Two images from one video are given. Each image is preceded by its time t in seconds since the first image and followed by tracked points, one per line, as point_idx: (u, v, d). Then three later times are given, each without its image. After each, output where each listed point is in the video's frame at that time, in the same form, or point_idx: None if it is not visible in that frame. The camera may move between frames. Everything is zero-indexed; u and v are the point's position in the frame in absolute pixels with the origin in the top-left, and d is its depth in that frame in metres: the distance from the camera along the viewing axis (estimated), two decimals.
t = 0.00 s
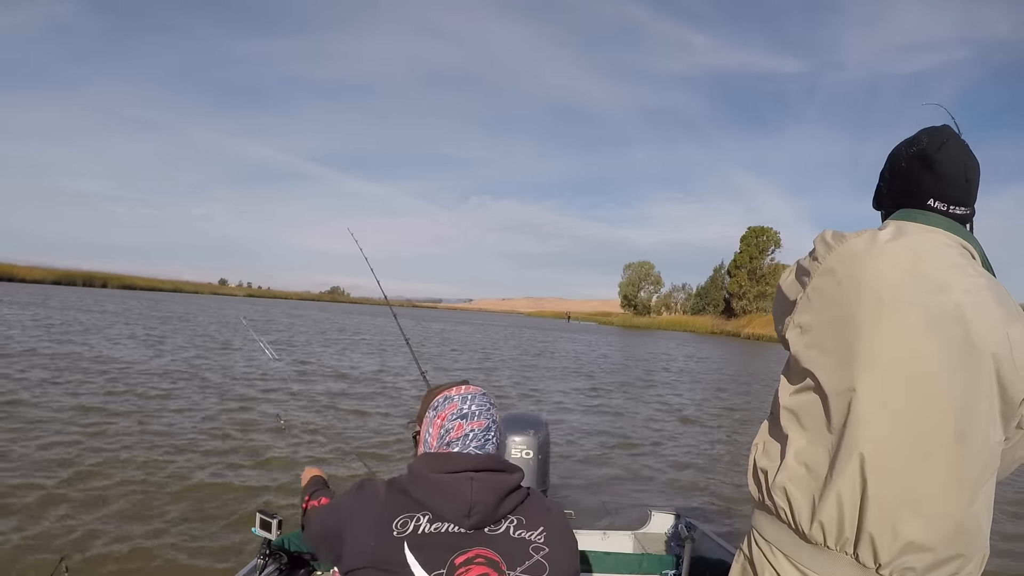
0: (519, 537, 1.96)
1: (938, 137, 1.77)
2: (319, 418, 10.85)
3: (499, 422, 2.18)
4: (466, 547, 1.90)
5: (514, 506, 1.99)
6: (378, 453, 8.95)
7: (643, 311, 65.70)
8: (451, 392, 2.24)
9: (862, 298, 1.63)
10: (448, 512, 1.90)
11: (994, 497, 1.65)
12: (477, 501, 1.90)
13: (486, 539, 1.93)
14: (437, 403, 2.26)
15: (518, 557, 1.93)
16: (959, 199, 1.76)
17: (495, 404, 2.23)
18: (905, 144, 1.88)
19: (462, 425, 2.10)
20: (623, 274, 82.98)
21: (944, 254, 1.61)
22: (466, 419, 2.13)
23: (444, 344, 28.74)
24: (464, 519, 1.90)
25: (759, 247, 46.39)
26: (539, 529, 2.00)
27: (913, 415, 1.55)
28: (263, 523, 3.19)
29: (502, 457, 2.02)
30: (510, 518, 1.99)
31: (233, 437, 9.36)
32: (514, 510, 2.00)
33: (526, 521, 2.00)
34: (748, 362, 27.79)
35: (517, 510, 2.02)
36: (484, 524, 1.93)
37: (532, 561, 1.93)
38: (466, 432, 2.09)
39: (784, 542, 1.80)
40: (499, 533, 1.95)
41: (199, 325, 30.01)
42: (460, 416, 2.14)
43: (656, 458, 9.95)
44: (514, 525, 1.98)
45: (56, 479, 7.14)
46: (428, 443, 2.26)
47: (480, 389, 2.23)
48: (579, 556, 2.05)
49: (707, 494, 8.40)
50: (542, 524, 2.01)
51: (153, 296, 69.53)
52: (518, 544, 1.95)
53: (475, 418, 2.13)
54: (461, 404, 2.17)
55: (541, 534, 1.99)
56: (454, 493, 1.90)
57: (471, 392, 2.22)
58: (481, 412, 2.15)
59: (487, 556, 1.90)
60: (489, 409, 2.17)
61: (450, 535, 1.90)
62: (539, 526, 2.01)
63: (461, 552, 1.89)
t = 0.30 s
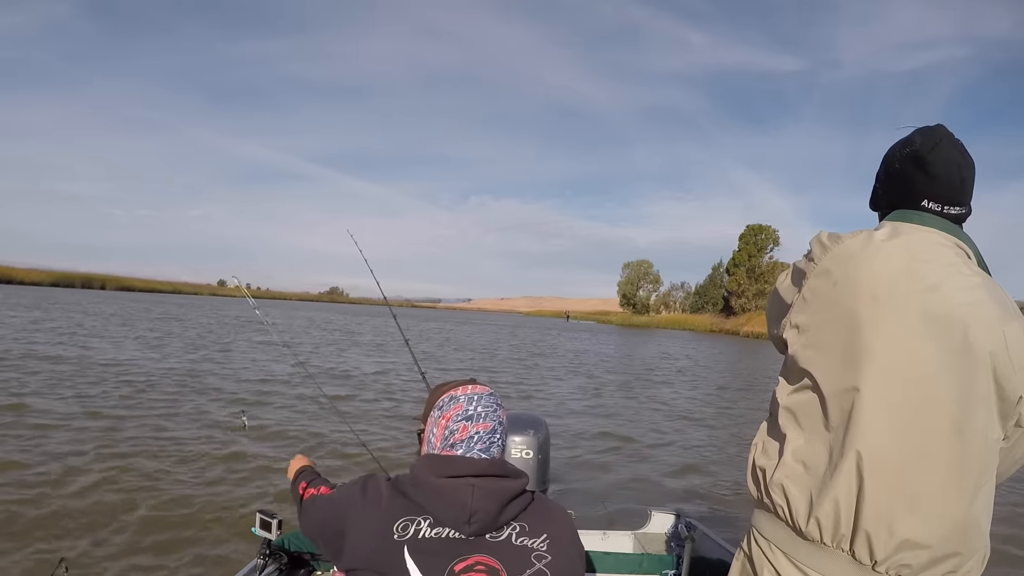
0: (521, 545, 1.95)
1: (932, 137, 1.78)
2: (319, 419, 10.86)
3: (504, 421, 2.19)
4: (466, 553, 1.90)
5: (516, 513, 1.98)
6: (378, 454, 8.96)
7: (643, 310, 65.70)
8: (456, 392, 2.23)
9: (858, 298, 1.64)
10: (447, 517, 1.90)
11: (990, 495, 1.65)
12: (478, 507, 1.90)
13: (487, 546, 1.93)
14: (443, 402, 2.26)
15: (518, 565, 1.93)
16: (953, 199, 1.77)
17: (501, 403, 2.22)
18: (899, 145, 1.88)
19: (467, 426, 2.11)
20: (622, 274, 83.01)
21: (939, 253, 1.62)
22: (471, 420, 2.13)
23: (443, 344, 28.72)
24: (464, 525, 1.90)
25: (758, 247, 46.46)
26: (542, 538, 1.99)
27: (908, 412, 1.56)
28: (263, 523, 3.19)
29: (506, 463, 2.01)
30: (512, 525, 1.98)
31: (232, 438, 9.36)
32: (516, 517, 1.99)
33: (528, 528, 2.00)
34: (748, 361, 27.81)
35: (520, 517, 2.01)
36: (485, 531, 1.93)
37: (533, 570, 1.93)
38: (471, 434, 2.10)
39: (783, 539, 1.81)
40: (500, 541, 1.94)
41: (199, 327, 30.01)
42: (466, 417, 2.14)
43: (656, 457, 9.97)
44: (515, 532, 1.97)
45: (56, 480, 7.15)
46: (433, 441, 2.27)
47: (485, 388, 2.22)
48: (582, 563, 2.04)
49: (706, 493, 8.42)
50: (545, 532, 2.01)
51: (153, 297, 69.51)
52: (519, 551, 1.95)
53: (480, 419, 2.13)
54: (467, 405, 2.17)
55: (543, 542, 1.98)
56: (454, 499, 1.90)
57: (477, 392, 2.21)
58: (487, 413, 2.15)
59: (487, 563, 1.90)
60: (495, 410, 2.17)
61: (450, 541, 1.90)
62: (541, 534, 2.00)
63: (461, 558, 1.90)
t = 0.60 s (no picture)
0: (523, 548, 1.96)
1: (928, 139, 1.79)
2: (319, 419, 10.86)
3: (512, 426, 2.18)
4: (467, 556, 1.90)
5: (519, 516, 1.99)
6: (378, 454, 8.97)
7: (643, 309, 65.68)
8: (467, 394, 2.21)
9: (857, 298, 1.65)
10: (450, 520, 1.90)
11: (992, 491, 1.66)
12: (480, 511, 1.90)
13: (489, 549, 1.93)
14: (451, 403, 2.24)
15: (520, 569, 1.93)
16: (949, 200, 1.77)
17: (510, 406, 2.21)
18: (895, 147, 1.89)
19: (474, 430, 2.09)
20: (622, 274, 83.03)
21: (938, 252, 1.62)
22: (479, 424, 2.11)
23: (443, 343, 28.72)
24: (466, 528, 1.91)
25: (757, 245, 46.47)
26: (544, 541, 2.00)
27: (909, 410, 1.56)
28: (263, 523, 3.20)
29: (510, 465, 2.02)
30: (514, 528, 1.99)
31: (232, 438, 9.36)
32: (518, 520, 1.99)
33: (530, 532, 2.00)
34: (747, 360, 27.83)
35: (522, 520, 2.01)
36: (487, 535, 1.93)
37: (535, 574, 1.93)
38: (477, 438, 2.08)
39: (786, 538, 1.81)
40: (502, 543, 1.94)
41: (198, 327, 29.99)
42: (473, 421, 2.12)
43: (656, 457, 9.97)
44: (518, 536, 1.97)
45: (57, 481, 7.17)
46: (437, 441, 2.24)
47: (495, 391, 2.21)
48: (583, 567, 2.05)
49: (706, 492, 8.42)
50: (547, 536, 2.01)
51: (153, 298, 69.54)
52: (522, 554, 1.95)
53: (488, 424, 2.12)
54: (475, 408, 2.14)
55: (545, 546, 1.98)
56: (456, 501, 1.90)
57: (488, 395, 2.19)
58: (495, 418, 2.14)
59: (488, 566, 1.90)
60: (503, 414, 2.16)
61: (451, 543, 1.90)
62: (544, 538, 2.01)
63: (462, 561, 1.90)
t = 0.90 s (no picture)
0: (524, 550, 1.94)
1: (932, 138, 1.79)
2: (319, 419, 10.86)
3: (516, 441, 2.04)
4: (470, 557, 1.88)
5: (520, 518, 1.97)
6: (379, 454, 8.97)
7: (643, 308, 65.72)
8: (470, 401, 2.03)
9: (859, 297, 1.65)
10: (449, 522, 1.88)
11: (991, 493, 1.65)
12: (478, 514, 1.87)
13: (489, 550, 1.90)
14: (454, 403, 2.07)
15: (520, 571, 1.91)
16: (954, 198, 1.77)
17: (517, 419, 2.05)
18: (899, 146, 1.89)
19: (472, 448, 1.96)
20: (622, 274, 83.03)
21: (940, 253, 1.62)
22: (478, 440, 1.97)
23: (443, 343, 28.75)
24: (466, 531, 1.88)
25: (757, 245, 46.46)
26: (545, 543, 1.98)
27: (909, 410, 1.56)
28: (263, 523, 3.20)
29: (512, 468, 1.98)
30: (515, 530, 1.97)
31: (232, 438, 9.36)
32: (519, 522, 1.97)
33: (531, 533, 1.98)
34: (747, 360, 27.84)
35: (524, 522, 1.99)
36: (487, 537, 1.91)
37: None
38: (475, 456, 1.96)
39: (785, 535, 1.81)
40: (502, 545, 1.92)
41: (198, 326, 29.95)
42: (474, 436, 1.97)
43: (657, 456, 9.97)
44: (518, 537, 1.95)
45: (57, 479, 7.18)
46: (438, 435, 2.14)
47: (502, 403, 2.03)
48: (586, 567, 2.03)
49: (706, 492, 8.42)
50: (548, 538, 1.99)
51: (154, 297, 69.64)
52: (523, 556, 1.93)
53: (488, 441, 1.98)
54: (477, 421, 1.99)
55: (547, 547, 1.97)
56: (455, 504, 1.87)
57: (492, 407, 2.01)
58: (496, 435, 1.99)
59: (489, 567, 1.88)
60: (507, 429, 2.01)
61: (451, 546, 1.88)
62: (545, 540, 1.99)
63: (463, 562, 1.88)
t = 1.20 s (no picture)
0: (519, 552, 1.91)
1: (933, 139, 1.79)
2: (319, 419, 10.85)
3: (495, 452, 1.98)
4: (465, 558, 1.88)
5: (516, 520, 1.93)
6: (378, 455, 8.96)
7: (643, 309, 65.71)
8: (447, 405, 2.03)
9: (858, 298, 1.64)
10: (442, 526, 1.86)
11: (991, 494, 1.65)
12: (470, 520, 1.85)
13: (485, 552, 1.88)
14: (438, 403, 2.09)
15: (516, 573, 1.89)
16: (955, 199, 1.77)
17: (494, 429, 1.99)
18: (900, 148, 1.88)
19: (441, 455, 1.98)
20: (622, 274, 83.01)
21: (939, 254, 1.61)
22: (447, 448, 1.98)
23: (443, 343, 28.73)
24: (458, 535, 1.86)
25: (758, 246, 46.47)
26: (542, 545, 1.94)
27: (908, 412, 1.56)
28: (263, 523, 3.19)
29: (504, 470, 1.93)
30: (511, 532, 1.93)
31: (232, 438, 9.35)
32: (516, 523, 1.93)
33: (527, 535, 1.94)
34: (748, 360, 27.84)
35: (521, 522, 1.96)
36: (482, 540, 1.88)
37: None
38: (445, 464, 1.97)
39: (786, 536, 1.81)
40: (498, 547, 1.90)
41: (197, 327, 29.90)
42: (445, 443, 1.98)
43: (657, 457, 9.96)
44: (514, 539, 1.92)
45: (56, 480, 7.17)
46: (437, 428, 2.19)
47: (475, 412, 1.99)
48: (586, 564, 2.00)
49: (706, 493, 8.41)
50: (545, 539, 1.95)
51: (154, 297, 69.64)
52: (518, 558, 1.91)
53: (457, 449, 1.97)
54: (447, 429, 1.99)
55: (543, 549, 1.93)
56: (447, 510, 1.85)
57: (465, 414, 1.99)
58: (465, 444, 1.97)
59: (485, 569, 1.88)
60: (479, 440, 1.97)
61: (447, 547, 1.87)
62: (542, 541, 1.95)
63: (458, 564, 1.88)
